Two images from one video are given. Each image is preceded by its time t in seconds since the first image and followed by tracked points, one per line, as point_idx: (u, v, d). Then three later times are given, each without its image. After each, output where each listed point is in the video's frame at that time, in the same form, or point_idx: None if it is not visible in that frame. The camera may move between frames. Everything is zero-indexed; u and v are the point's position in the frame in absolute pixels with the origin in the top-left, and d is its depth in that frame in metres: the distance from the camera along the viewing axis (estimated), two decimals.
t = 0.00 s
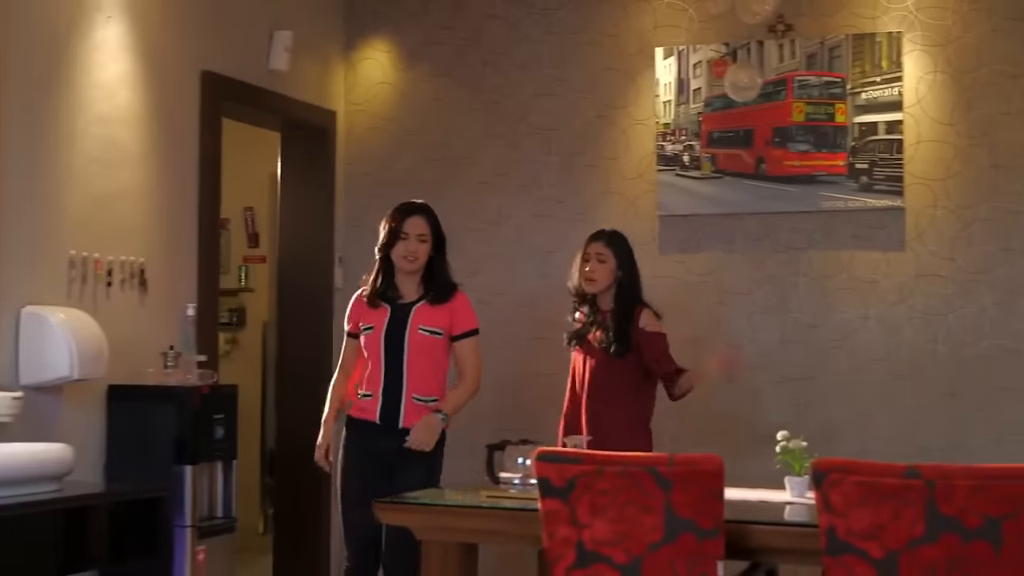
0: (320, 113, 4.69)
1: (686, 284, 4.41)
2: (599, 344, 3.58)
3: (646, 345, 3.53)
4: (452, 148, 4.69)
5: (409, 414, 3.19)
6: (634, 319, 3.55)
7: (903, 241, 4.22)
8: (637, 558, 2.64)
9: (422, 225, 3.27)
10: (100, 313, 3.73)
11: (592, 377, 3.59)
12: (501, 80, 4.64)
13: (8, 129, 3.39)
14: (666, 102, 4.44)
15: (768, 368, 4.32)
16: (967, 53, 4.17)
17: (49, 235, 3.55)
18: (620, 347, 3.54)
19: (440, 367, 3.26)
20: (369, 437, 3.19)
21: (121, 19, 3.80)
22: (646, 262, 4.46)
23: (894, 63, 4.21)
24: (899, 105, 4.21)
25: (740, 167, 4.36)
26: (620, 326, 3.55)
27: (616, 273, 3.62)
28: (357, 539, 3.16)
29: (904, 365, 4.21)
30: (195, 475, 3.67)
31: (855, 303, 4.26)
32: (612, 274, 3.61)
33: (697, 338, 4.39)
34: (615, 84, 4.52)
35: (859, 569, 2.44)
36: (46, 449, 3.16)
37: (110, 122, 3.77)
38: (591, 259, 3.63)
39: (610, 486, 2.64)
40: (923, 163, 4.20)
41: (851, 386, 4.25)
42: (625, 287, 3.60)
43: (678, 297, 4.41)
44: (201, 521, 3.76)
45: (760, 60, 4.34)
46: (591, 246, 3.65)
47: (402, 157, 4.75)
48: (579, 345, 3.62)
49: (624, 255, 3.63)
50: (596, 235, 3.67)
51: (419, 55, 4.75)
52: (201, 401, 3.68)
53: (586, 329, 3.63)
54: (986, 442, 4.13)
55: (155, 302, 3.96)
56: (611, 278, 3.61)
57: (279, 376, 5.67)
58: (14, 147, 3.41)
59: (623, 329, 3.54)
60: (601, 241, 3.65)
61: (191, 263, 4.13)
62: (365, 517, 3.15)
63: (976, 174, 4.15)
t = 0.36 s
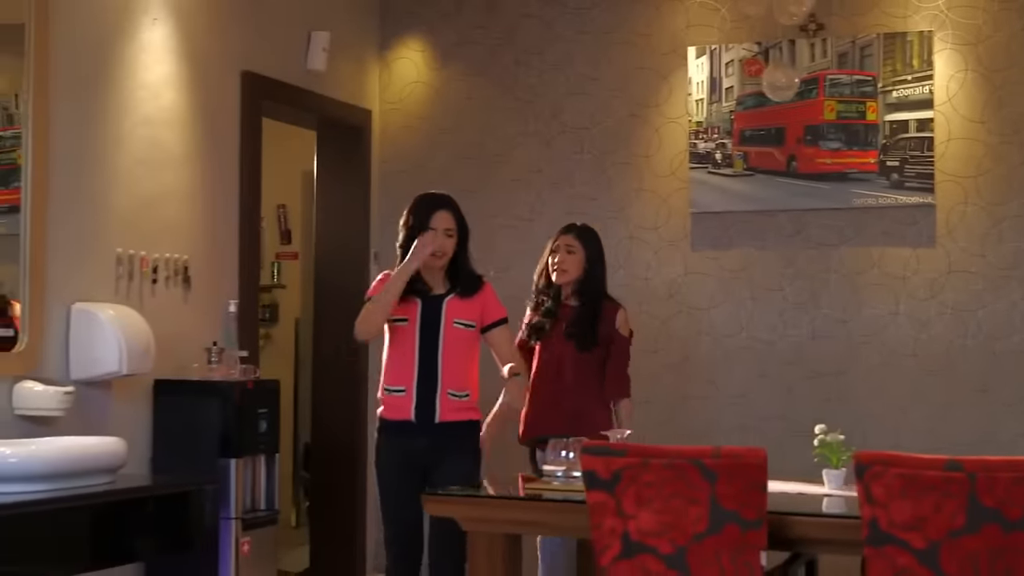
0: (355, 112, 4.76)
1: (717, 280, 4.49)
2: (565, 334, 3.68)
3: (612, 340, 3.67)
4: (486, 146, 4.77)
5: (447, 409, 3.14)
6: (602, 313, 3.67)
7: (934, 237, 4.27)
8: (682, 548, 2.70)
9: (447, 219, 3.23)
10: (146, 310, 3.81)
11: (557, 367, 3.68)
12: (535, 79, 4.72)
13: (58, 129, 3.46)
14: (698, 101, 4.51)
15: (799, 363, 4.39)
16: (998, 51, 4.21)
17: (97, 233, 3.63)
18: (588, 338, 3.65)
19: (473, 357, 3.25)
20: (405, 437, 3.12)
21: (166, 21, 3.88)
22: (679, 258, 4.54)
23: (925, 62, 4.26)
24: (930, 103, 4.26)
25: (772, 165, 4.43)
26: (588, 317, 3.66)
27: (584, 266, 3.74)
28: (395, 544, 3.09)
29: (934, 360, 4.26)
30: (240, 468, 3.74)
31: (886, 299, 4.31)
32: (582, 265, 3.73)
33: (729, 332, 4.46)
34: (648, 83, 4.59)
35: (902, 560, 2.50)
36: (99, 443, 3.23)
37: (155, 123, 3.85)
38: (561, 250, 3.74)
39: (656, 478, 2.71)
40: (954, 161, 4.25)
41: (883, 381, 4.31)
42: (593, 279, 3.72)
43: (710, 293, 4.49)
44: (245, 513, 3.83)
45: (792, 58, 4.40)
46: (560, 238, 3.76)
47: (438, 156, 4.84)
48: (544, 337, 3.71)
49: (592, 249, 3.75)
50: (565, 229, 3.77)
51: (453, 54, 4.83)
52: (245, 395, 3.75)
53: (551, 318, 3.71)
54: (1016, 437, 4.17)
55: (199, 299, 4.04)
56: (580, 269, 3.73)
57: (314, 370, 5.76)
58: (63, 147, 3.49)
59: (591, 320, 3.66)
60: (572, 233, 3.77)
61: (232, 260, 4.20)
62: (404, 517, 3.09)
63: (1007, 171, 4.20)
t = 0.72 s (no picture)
0: (376, 104, 4.82)
1: (736, 271, 4.56)
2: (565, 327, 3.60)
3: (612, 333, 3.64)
4: (507, 139, 4.85)
5: (493, 396, 3.10)
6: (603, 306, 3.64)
7: (949, 228, 4.32)
8: (711, 533, 2.77)
9: (485, 199, 3.18)
10: (176, 301, 3.87)
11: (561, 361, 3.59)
12: (555, 72, 4.79)
13: (90, 122, 3.52)
14: (716, 94, 4.58)
15: (816, 352, 4.46)
16: (1014, 45, 4.27)
17: (128, 225, 3.69)
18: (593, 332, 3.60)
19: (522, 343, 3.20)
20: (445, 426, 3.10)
21: (193, 17, 3.94)
22: (697, 250, 4.61)
23: (941, 56, 4.31)
24: (947, 96, 4.31)
25: (790, 157, 4.48)
26: (592, 310, 3.61)
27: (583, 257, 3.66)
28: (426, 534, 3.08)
29: (950, 349, 4.32)
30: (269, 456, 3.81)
31: (903, 289, 4.37)
32: (582, 255, 3.64)
33: (747, 322, 4.54)
34: (667, 76, 4.67)
35: (926, 544, 2.57)
36: (132, 430, 3.25)
37: (184, 116, 3.90)
38: (559, 240, 3.66)
39: (685, 465, 2.76)
40: (970, 153, 4.30)
41: (899, 371, 4.37)
42: (593, 270, 3.65)
43: (728, 283, 4.56)
44: (274, 501, 3.88)
45: (809, 51, 4.45)
46: (559, 228, 3.68)
47: (458, 148, 4.91)
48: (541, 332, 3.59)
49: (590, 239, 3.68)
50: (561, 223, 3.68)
51: (473, 47, 4.90)
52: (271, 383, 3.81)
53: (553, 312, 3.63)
54: None
55: (225, 289, 4.10)
56: (580, 260, 3.64)
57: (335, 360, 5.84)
58: (96, 140, 3.55)
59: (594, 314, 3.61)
60: (569, 223, 3.68)
61: (258, 251, 4.27)
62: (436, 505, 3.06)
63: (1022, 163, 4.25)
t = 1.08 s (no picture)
0: (391, 93, 4.88)
1: (748, 259, 4.61)
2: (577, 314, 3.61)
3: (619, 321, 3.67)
4: (520, 128, 4.91)
5: (511, 386, 3.13)
6: (608, 294, 3.65)
7: (960, 216, 4.38)
8: (731, 516, 2.82)
9: (517, 173, 3.20)
10: (197, 289, 3.91)
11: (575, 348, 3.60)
12: (568, 61, 4.84)
13: (114, 111, 3.56)
14: (729, 83, 4.62)
15: (828, 339, 4.51)
16: None
17: (152, 214, 3.73)
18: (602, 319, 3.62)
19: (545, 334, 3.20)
20: (462, 411, 3.13)
21: (214, 8, 3.98)
22: (710, 238, 4.66)
23: (953, 45, 4.36)
24: (958, 85, 4.36)
25: (802, 146, 4.53)
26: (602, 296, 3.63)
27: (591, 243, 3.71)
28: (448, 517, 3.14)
29: (960, 336, 4.37)
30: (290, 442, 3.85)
31: (914, 277, 4.43)
32: (590, 241, 3.70)
33: (760, 310, 4.59)
34: (679, 66, 4.71)
35: (943, 526, 2.61)
36: (160, 416, 3.29)
37: (205, 105, 3.94)
38: (568, 225, 3.72)
39: (707, 450, 2.82)
40: (981, 142, 4.35)
41: (910, 357, 4.43)
42: (599, 257, 3.69)
43: (740, 271, 4.62)
44: (294, 486, 3.94)
45: (822, 41, 4.50)
46: (566, 213, 3.75)
47: (472, 135, 4.97)
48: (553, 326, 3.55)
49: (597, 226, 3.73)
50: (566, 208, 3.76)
51: (487, 37, 4.96)
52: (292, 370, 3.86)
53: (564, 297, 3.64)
54: None
55: (245, 276, 4.14)
56: (588, 245, 3.70)
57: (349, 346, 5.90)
58: (119, 129, 3.59)
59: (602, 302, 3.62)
60: (578, 209, 3.75)
61: (276, 239, 4.31)
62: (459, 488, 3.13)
63: None
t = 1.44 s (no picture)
0: (402, 85, 4.93)
1: (757, 249, 4.66)
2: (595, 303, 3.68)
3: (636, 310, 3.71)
4: (531, 119, 4.97)
5: (528, 378, 3.16)
6: (626, 284, 3.71)
7: (967, 207, 4.42)
8: (747, 503, 2.86)
9: (535, 166, 3.24)
10: (214, 279, 3.96)
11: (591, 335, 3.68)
12: (578, 53, 4.90)
13: (132, 103, 3.60)
14: (738, 75, 4.67)
15: (836, 329, 4.56)
16: None
17: (169, 205, 3.77)
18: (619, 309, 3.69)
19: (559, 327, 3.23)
20: (479, 401, 3.17)
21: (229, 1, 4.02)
22: (718, 228, 4.71)
23: (960, 38, 4.40)
24: (965, 78, 4.40)
25: (810, 137, 4.57)
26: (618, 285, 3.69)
27: (612, 233, 3.76)
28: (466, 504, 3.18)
29: (967, 326, 4.42)
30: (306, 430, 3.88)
31: (921, 267, 4.47)
32: (611, 231, 3.76)
33: (768, 300, 4.64)
34: (688, 58, 4.77)
35: (957, 513, 2.66)
36: (178, 405, 3.33)
37: (221, 97, 3.98)
38: (589, 216, 3.78)
39: (724, 438, 2.85)
40: (988, 134, 4.40)
41: (917, 346, 4.48)
42: (620, 248, 3.75)
43: (749, 261, 4.67)
44: (310, 475, 3.99)
45: (830, 33, 4.54)
46: (587, 204, 3.81)
47: (482, 126, 5.04)
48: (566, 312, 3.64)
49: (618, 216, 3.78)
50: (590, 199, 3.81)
51: (497, 29, 5.03)
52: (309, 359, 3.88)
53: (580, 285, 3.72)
54: None
55: (260, 267, 4.19)
56: (610, 236, 3.75)
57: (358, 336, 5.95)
58: (137, 121, 3.62)
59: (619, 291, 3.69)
60: (598, 200, 3.81)
61: (291, 230, 4.36)
62: (477, 476, 3.17)
63: None
